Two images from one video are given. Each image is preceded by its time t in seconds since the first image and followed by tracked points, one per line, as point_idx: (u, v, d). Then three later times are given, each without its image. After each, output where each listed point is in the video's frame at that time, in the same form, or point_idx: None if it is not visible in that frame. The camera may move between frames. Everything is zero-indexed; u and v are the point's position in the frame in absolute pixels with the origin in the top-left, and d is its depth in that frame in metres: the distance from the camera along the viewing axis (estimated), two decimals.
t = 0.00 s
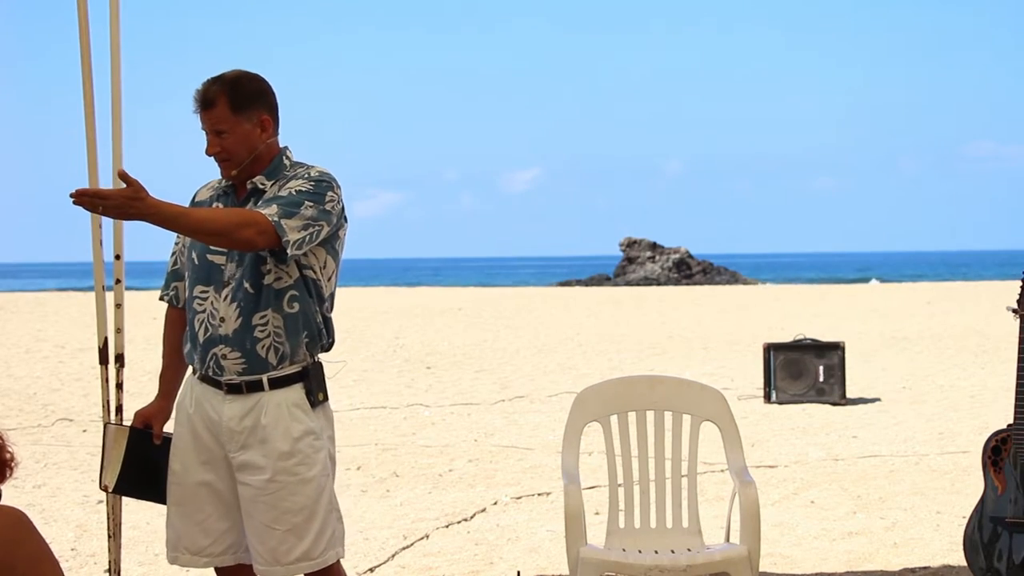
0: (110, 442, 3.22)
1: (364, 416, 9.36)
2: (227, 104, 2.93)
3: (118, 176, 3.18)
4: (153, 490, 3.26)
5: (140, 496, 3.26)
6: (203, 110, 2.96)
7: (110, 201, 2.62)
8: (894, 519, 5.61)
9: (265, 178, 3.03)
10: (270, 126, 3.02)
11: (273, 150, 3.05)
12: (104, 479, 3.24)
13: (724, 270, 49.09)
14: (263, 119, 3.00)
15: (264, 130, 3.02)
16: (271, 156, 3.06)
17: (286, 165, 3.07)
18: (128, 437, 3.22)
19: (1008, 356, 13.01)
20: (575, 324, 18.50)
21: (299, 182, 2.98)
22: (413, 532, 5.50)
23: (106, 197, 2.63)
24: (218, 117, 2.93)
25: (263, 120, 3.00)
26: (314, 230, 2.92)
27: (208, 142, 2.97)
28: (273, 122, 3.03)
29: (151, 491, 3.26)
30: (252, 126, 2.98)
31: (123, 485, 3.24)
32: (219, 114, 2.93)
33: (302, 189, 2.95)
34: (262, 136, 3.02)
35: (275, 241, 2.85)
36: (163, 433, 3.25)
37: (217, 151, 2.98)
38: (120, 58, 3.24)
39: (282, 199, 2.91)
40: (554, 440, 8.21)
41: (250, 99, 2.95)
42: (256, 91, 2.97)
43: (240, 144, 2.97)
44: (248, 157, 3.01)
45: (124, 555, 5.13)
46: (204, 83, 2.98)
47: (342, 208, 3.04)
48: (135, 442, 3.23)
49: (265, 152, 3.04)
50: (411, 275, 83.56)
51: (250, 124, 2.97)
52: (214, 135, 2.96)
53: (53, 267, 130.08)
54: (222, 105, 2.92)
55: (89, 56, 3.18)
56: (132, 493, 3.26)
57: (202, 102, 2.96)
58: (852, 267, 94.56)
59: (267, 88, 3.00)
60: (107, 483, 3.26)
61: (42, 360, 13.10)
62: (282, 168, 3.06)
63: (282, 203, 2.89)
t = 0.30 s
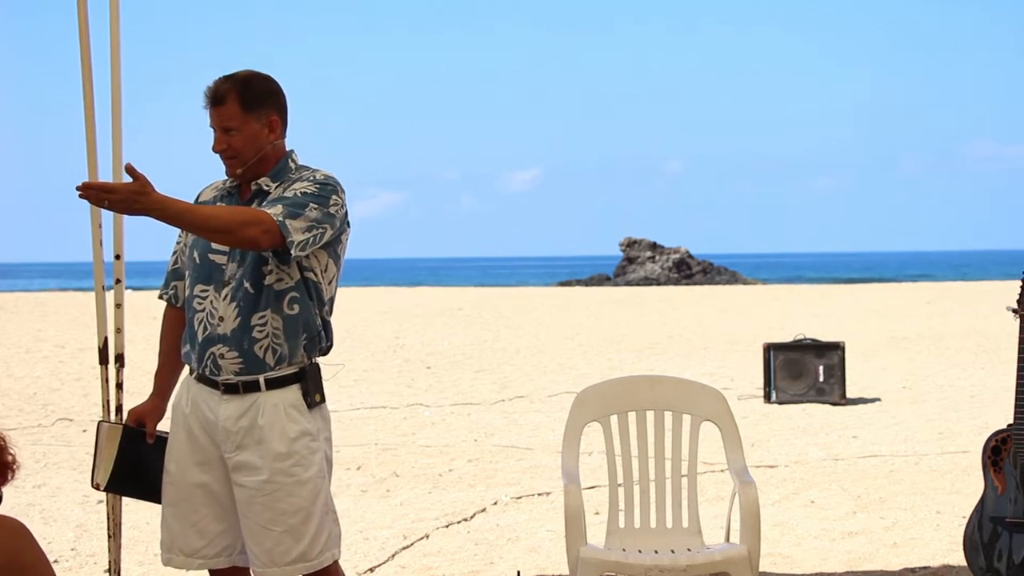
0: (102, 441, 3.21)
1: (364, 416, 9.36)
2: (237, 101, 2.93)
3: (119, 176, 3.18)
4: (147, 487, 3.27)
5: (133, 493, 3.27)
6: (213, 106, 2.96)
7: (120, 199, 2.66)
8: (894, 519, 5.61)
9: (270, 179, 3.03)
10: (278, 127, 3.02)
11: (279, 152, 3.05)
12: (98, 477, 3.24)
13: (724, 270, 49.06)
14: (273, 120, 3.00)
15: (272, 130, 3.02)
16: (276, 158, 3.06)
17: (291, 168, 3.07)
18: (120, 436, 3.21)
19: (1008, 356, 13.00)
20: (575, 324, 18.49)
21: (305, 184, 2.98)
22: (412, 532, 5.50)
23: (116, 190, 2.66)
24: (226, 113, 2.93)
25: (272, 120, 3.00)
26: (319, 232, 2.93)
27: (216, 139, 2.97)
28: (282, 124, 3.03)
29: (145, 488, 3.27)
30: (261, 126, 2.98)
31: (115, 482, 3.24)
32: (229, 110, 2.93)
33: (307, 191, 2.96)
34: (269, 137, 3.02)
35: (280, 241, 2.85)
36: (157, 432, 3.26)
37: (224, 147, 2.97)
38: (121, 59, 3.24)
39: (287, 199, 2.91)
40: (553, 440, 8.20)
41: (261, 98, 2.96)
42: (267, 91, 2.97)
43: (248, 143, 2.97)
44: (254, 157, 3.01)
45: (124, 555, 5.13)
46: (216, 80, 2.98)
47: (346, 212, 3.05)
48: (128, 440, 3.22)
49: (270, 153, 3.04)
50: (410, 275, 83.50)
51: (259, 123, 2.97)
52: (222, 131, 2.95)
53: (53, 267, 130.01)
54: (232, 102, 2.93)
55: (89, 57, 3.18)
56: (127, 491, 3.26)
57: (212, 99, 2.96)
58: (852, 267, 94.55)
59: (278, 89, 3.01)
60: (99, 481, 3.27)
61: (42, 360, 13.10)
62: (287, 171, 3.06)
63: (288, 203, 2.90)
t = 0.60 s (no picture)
0: (104, 441, 3.20)
1: (364, 416, 9.36)
2: (236, 99, 2.93)
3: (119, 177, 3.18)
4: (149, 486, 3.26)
5: (134, 493, 3.26)
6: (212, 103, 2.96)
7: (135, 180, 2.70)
8: (894, 519, 5.61)
9: (271, 179, 3.04)
10: (277, 126, 3.02)
11: (279, 151, 3.05)
12: (100, 477, 3.24)
13: (724, 270, 49.04)
14: (271, 118, 2.99)
15: (270, 129, 3.01)
16: (275, 156, 3.06)
17: (291, 167, 3.08)
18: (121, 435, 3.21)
19: (1008, 356, 13.00)
20: (575, 324, 18.48)
21: (307, 184, 2.98)
22: (412, 532, 5.50)
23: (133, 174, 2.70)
24: (225, 111, 2.93)
25: (270, 119, 2.99)
26: (323, 232, 2.93)
27: (214, 137, 2.97)
28: (280, 122, 3.03)
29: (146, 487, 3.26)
30: (260, 124, 2.97)
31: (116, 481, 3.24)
32: (227, 109, 2.92)
33: (309, 192, 2.95)
34: (268, 136, 3.01)
35: (286, 243, 2.85)
36: (156, 431, 3.26)
37: (222, 145, 2.97)
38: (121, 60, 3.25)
39: (291, 200, 2.90)
40: (553, 440, 8.20)
41: (259, 97, 2.95)
42: (267, 89, 2.97)
43: (246, 142, 2.97)
44: (252, 155, 3.01)
45: (124, 555, 5.13)
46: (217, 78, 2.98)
47: (347, 212, 3.05)
48: (129, 440, 3.22)
49: (269, 153, 3.04)
50: (410, 275, 83.48)
51: (257, 122, 2.97)
52: (219, 129, 2.95)
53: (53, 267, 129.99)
54: (231, 100, 2.93)
55: (89, 57, 3.18)
56: (127, 491, 3.26)
57: (212, 97, 2.96)
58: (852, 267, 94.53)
59: (277, 88, 3.00)
60: (100, 480, 3.27)
61: (42, 360, 13.10)
62: (287, 169, 3.07)
63: (292, 204, 2.89)
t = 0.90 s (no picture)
0: (113, 439, 3.22)
1: (364, 416, 9.36)
2: (209, 108, 2.94)
3: (119, 176, 3.18)
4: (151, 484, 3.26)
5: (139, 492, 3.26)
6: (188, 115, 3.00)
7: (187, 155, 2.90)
8: (894, 519, 5.61)
9: (261, 181, 3.05)
10: (255, 131, 2.99)
11: (264, 154, 3.05)
12: (107, 476, 3.23)
13: (724, 270, 49.02)
14: (248, 124, 2.97)
15: (248, 134, 2.98)
16: (262, 158, 3.05)
17: (280, 167, 3.07)
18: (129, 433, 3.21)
19: (1008, 356, 12.99)
20: (575, 324, 18.48)
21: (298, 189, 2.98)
22: (412, 532, 5.50)
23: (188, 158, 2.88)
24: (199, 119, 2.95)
25: (247, 125, 2.97)
26: (318, 239, 2.93)
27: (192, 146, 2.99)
28: (259, 127, 3.00)
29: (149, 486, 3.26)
30: (236, 130, 2.96)
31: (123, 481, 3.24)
32: (202, 117, 2.94)
33: (300, 199, 2.95)
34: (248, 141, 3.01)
35: (283, 259, 2.86)
36: (163, 432, 3.25)
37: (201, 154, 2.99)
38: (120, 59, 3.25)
39: (284, 212, 2.91)
40: (553, 440, 8.21)
41: (233, 104, 2.95)
42: (240, 95, 2.96)
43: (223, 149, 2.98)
44: (234, 163, 3.01)
45: (124, 555, 5.13)
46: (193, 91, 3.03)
47: (342, 212, 3.04)
48: (135, 440, 3.22)
49: (252, 158, 3.03)
50: (410, 275, 83.48)
51: (233, 128, 2.95)
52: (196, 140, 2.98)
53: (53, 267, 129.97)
54: (205, 109, 2.94)
55: (88, 56, 3.18)
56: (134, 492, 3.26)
57: (188, 106, 2.98)
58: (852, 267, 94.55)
59: (254, 93, 2.99)
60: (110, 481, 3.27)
61: (42, 360, 13.10)
62: (277, 170, 3.06)
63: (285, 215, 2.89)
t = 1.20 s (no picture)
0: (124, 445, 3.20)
1: (364, 416, 9.35)
2: (202, 110, 2.93)
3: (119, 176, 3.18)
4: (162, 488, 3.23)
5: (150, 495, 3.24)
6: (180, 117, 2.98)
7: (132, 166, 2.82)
8: (893, 519, 5.61)
9: (252, 180, 3.03)
10: (248, 131, 3.01)
11: (255, 153, 3.04)
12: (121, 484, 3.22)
13: (724, 270, 48.99)
14: (240, 124, 2.98)
15: (241, 135, 3.00)
16: (255, 157, 3.05)
17: (272, 165, 3.06)
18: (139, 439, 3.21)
19: (1008, 356, 12.99)
20: (575, 324, 18.48)
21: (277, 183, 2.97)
22: (412, 532, 5.50)
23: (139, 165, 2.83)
24: (190, 120, 2.94)
25: (239, 125, 2.98)
26: (293, 232, 2.90)
27: (186, 149, 2.98)
28: (251, 127, 3.02)
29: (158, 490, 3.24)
30: (229, 132, 2.97)
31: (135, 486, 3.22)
32: (195, 120, 2.93)
33: (284, 191, 2.94)
34: (240, 142, 3.00)
35: (256, 248, 2.85)
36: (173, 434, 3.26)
37: (195, 155, 2.98)
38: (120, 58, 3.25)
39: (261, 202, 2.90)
40: (554, 440, 8.21)
41: (225, 105, 2.95)
42: (232, 96, 2.96)
43: (217, 151, 2.97)
44: (226, 164, 3.00)
45: (124, 555, 5.13)
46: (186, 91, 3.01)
47: (329, 203, 3.02)
48: (145, 445, 3.22)
49: (244, 158, 3.02)
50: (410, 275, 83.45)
51: (226, 129, 2.96)
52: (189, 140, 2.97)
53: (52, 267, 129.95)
54: (197, 111, 2.93)
55: (89, 56, 3.18)
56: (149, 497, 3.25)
57: (178, 111, 2.97)
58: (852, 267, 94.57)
59: (245, 94, 2.99)
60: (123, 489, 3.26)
61: (42, 360, 13.10)
62: (269, 168, 3.05)
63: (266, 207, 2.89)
